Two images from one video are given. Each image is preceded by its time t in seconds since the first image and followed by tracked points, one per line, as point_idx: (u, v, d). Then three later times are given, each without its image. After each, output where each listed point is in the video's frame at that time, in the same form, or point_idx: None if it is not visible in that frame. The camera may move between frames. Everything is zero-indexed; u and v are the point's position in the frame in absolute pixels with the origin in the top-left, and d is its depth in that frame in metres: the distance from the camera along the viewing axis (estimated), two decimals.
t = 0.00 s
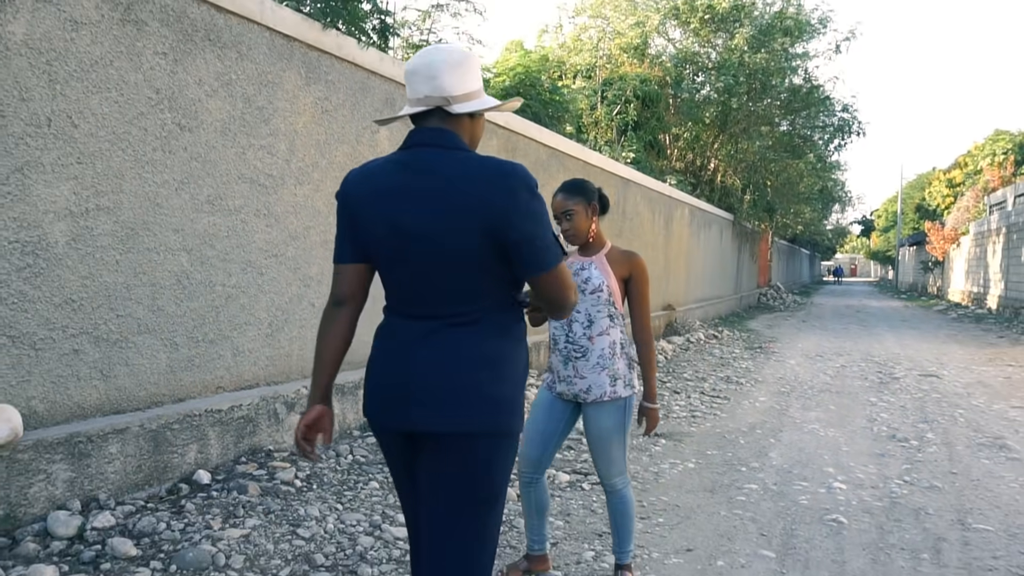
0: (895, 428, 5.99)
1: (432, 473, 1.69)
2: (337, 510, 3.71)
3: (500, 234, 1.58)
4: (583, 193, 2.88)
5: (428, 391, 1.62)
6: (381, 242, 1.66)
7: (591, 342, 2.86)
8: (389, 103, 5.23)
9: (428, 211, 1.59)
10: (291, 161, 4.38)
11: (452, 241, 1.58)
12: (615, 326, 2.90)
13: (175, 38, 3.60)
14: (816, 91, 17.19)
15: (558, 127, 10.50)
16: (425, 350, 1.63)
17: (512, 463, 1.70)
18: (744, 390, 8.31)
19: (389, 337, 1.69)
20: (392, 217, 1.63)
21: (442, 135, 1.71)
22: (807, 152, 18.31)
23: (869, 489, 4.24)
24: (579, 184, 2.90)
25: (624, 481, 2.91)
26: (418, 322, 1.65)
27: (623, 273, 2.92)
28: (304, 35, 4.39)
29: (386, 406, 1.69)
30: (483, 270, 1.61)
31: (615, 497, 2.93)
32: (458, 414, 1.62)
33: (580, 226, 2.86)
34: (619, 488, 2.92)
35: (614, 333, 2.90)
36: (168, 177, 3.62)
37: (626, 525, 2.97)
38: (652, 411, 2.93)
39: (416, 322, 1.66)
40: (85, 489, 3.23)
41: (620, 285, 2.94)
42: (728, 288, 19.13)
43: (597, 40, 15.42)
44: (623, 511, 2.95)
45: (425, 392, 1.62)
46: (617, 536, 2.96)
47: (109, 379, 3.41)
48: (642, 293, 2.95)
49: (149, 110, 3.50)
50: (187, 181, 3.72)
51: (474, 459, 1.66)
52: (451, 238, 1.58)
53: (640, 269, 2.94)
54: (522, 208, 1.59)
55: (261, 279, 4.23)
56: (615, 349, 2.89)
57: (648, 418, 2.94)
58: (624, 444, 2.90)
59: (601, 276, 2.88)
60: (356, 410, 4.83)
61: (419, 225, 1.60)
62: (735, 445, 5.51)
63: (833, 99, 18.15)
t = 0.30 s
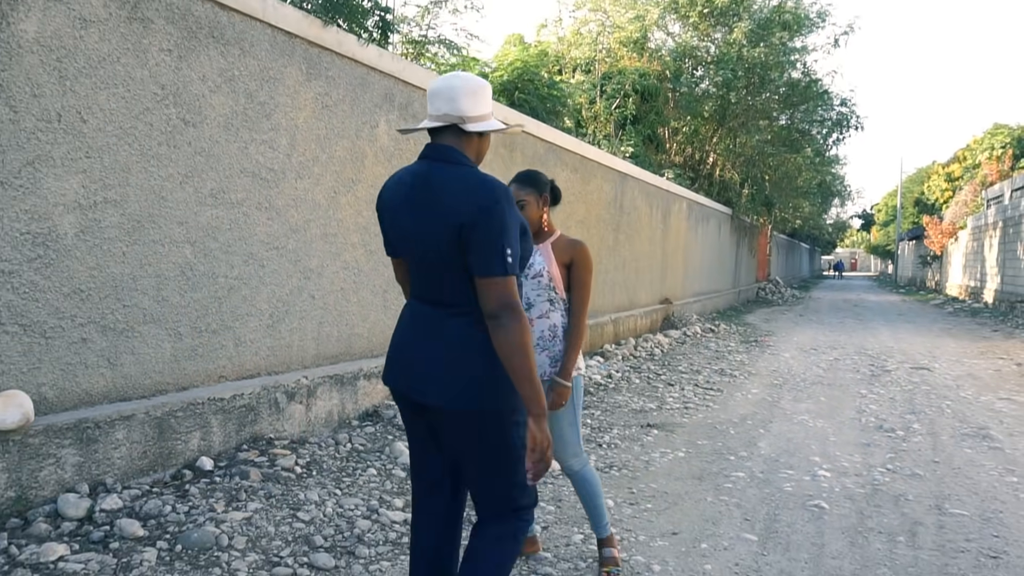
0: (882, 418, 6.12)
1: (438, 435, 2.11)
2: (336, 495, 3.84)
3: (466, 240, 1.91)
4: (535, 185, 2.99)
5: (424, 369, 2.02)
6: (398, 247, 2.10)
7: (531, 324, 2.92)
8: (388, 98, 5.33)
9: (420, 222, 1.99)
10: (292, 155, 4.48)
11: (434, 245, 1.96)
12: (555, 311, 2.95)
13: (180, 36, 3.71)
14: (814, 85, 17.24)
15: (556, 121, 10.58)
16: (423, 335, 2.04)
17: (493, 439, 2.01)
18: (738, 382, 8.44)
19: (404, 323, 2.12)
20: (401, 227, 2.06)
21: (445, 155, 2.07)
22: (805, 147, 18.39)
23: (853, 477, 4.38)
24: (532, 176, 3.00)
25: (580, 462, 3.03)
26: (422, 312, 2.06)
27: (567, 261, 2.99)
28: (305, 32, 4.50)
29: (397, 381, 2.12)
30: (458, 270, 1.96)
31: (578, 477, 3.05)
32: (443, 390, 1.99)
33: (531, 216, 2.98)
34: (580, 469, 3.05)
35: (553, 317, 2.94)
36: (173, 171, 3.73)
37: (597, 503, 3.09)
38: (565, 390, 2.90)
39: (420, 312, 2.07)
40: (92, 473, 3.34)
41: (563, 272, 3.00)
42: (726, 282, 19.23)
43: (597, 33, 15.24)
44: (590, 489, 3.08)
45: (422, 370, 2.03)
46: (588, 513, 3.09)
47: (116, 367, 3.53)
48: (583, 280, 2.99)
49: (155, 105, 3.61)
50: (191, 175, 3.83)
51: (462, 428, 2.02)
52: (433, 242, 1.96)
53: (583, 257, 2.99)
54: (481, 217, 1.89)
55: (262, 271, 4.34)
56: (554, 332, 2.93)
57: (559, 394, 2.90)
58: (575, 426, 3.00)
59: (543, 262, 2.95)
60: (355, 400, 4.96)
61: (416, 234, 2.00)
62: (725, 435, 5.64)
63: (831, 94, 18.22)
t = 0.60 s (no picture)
0: (879, 412, 6.19)
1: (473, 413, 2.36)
2: (339, 485, 3.92)
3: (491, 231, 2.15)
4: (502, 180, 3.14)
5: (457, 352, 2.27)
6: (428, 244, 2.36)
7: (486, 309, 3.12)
8: (391, 95, 5.39)
9: (450, 218, 2.25)
10: (296, 151, 4.55)
11: (463, 238, 2.21)
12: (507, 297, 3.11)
13: (187, 34, 3.77)
14: (817, 81, 17.25)
15: (558, 117, 10.63)
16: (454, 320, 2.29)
17: (522, 411, 2.27)
18: (737, 377, 8.51)
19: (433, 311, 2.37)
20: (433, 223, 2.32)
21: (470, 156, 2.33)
22: (807, 142, 18.41)
23: (848, 469, 4.45)
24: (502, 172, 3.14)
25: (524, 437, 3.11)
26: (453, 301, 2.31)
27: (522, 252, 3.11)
28: (309, 30, 4.56)
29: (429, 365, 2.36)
30: (482, 258, 2.20)
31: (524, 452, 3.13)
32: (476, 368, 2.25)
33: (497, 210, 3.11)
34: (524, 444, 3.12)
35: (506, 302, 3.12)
36: (180, 168, 3.80)
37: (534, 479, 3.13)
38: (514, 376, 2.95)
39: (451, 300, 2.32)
40: (101, 463, 3.41)
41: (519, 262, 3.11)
42: (728, 277, 19.27)
43: (599, 29, 15.14)
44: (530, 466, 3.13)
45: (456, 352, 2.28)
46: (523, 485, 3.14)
47: (123, 359, 3.60)
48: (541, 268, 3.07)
49: (162, 103, 3.68)
50: (197, 171, 3.90)
51: (496, 404, 2.27)
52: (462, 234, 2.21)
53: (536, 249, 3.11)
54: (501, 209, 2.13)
55: (267, 266, 4.41)
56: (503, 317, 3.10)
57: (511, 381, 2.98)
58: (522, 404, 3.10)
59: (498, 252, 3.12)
60: (357, 393, 5.03)
61: (445, 229, 2.26)
62: (724, 428, 5.72)
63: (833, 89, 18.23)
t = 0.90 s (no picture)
0: (882, 409, 6.20)
1: (514, 404, 2.46)
2: (345, 480, 3.95)
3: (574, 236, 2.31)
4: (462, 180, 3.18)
5: (511, 346, 2.34)
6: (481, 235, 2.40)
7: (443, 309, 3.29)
8: (396, 93, 5.42)
9: (521, 217, 2.32)
10: (302, 149, 4.58)
11: (539, 240, 2.30)
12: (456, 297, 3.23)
13: (194, 33, 3.81)
14: (821, 77, 17.21)
15: (562, 114, 10.64)
16: (511, 316, 2.36)
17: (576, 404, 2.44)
18: (741, 374, 8.53)
19: (483, 305, 2.42)
20: (492, 216, 2.37)
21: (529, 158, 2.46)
22: (812, 139, 18.37)
23: (851, 465, 4.47)
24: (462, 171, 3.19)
25: (438, 434, 3.22)
26: (506, 295, 2.38)
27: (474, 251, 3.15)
28: (315, 29, 4.60)
29: (475, 352, 2.42)
30: (561, 258, 2.33)
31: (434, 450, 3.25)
32: (531, 366, 2.33)
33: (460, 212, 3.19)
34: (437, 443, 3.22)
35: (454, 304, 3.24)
36: (187, 165, 3.83)
37: (429, 479, 3.26)
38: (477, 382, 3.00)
39: (504, 294, 2.39)
40: (110, 458, 3.45)
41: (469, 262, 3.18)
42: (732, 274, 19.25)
43: (604, 26, 15.13)
44: (436, 466, 3.24)
45: (510, 347, 2.34)
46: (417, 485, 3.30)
47: (132, 355, 3.64)
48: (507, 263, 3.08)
49: (170, 101, 3.71)
50: (204, 169, 3.93)
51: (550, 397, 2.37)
52: (539, 235, 2.30)
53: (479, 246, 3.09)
54: (589, 217, 2.29)
55: (273, 263, 4.45)
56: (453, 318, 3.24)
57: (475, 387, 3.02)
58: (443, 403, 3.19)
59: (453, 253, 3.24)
60: (363, 389, 5.07)
61: (514, 226, 2.33)
62: (727, 425, 5.74)
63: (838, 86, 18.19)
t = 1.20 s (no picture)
0: (890, 408, 6.18)
1: (532, 396, 2.48)
2: (352, 477, 3.96)
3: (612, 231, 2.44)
4: (420, 178, 3.14)
5: (546, 339, 2.36)
6: (517, 226, 2.38)
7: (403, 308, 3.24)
8: (403, 91, 5.43)
9: (566, 210, 2.37)
10: (310, 148, 4.60)
11: (582, 233, 2.37)
12: (413, 295, 3.19)
13: (202, 33, 3.82)
14: (829, 76, 17.14)
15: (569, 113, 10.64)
16: (547, 308, 2.37)
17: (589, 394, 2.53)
18: (749, 372, 8.52)
19: (512, 297, 2.41)
20: (533, 207, 2.37)
21: (567, 151, 2.51)
22: (820, 138, 18.31)
23: (859, 464, 4.46)
24: (421, 167, 3.17)
25: (423, 442, 3.21)
26: (538, 286, 2.39)
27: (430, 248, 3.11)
28: (323, 28, 4.61)
29: (505, 345, 2.39)
30: (598, 252, 2.43)
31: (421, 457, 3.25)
32: (567, 358, 2.37)
33: (419, 209, 3.15)
34: (423, 451, 3.22)
35: (412, 302, 3.19)
36: (196, 164, 3.85)
37: (422, 485, 3.28)
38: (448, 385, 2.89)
39: (538, 287, 2.39)
40: (120, 455, 3.47)
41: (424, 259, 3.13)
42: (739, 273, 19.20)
43: (611, 25, 15.12)
44: (427, 472, 3.26)
45: (546, 338, 2.36)
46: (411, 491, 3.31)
47: (141, 353, 3.66)
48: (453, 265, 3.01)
49: (179, 100, 3.73)
50: (213, 168, 3.95)
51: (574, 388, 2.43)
52: (582, 229, 2.37)
53: (434, 241, 3.05)
54: (628, 215, 2.44)
55: (281, 261, 4.46)
56: (411, 317, 3.18)
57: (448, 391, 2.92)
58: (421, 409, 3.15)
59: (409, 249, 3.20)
60: (370, 387, 5.08)
61: (558, 219, 2.36)
62: (735, 424, 5.74)
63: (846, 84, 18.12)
